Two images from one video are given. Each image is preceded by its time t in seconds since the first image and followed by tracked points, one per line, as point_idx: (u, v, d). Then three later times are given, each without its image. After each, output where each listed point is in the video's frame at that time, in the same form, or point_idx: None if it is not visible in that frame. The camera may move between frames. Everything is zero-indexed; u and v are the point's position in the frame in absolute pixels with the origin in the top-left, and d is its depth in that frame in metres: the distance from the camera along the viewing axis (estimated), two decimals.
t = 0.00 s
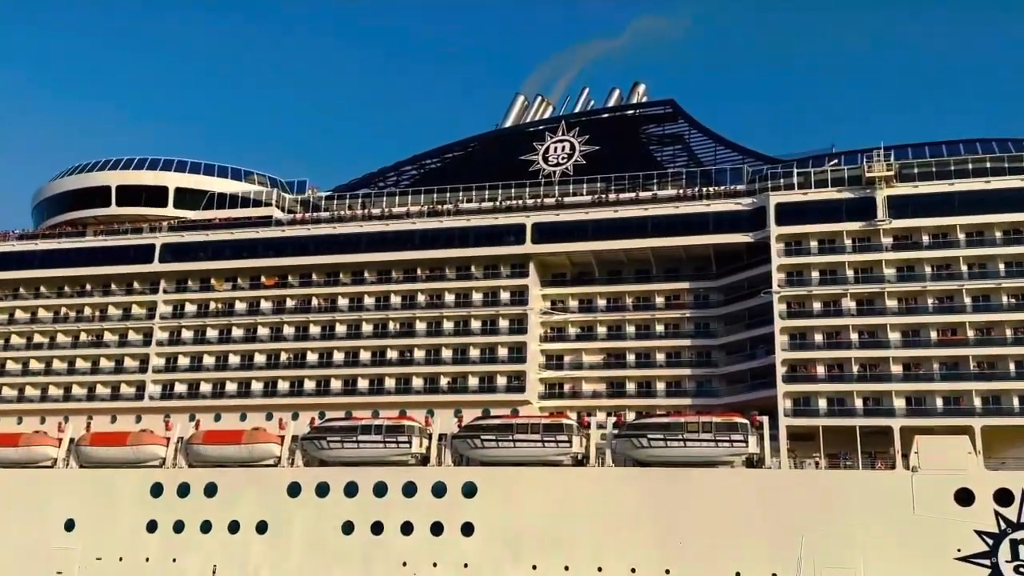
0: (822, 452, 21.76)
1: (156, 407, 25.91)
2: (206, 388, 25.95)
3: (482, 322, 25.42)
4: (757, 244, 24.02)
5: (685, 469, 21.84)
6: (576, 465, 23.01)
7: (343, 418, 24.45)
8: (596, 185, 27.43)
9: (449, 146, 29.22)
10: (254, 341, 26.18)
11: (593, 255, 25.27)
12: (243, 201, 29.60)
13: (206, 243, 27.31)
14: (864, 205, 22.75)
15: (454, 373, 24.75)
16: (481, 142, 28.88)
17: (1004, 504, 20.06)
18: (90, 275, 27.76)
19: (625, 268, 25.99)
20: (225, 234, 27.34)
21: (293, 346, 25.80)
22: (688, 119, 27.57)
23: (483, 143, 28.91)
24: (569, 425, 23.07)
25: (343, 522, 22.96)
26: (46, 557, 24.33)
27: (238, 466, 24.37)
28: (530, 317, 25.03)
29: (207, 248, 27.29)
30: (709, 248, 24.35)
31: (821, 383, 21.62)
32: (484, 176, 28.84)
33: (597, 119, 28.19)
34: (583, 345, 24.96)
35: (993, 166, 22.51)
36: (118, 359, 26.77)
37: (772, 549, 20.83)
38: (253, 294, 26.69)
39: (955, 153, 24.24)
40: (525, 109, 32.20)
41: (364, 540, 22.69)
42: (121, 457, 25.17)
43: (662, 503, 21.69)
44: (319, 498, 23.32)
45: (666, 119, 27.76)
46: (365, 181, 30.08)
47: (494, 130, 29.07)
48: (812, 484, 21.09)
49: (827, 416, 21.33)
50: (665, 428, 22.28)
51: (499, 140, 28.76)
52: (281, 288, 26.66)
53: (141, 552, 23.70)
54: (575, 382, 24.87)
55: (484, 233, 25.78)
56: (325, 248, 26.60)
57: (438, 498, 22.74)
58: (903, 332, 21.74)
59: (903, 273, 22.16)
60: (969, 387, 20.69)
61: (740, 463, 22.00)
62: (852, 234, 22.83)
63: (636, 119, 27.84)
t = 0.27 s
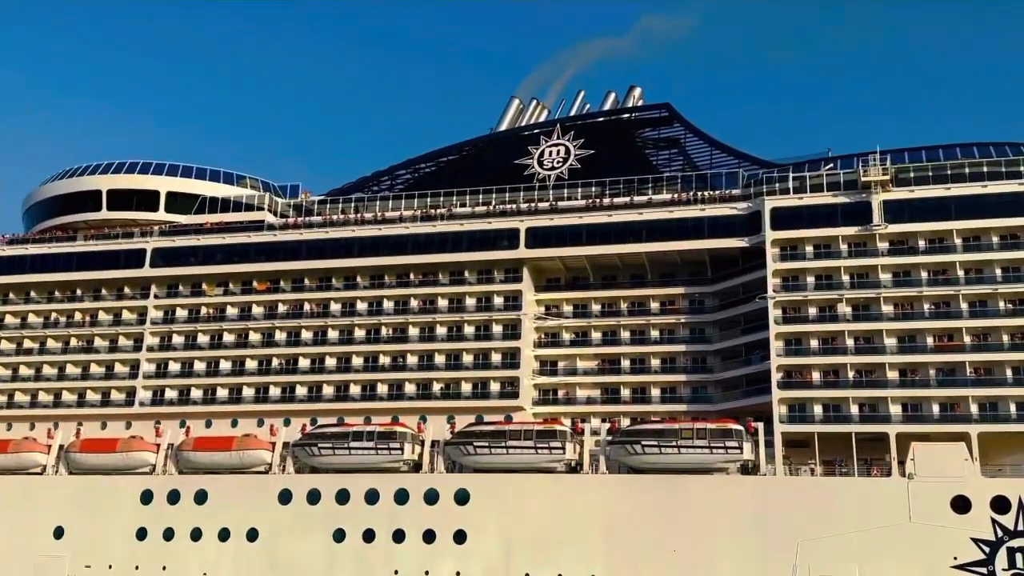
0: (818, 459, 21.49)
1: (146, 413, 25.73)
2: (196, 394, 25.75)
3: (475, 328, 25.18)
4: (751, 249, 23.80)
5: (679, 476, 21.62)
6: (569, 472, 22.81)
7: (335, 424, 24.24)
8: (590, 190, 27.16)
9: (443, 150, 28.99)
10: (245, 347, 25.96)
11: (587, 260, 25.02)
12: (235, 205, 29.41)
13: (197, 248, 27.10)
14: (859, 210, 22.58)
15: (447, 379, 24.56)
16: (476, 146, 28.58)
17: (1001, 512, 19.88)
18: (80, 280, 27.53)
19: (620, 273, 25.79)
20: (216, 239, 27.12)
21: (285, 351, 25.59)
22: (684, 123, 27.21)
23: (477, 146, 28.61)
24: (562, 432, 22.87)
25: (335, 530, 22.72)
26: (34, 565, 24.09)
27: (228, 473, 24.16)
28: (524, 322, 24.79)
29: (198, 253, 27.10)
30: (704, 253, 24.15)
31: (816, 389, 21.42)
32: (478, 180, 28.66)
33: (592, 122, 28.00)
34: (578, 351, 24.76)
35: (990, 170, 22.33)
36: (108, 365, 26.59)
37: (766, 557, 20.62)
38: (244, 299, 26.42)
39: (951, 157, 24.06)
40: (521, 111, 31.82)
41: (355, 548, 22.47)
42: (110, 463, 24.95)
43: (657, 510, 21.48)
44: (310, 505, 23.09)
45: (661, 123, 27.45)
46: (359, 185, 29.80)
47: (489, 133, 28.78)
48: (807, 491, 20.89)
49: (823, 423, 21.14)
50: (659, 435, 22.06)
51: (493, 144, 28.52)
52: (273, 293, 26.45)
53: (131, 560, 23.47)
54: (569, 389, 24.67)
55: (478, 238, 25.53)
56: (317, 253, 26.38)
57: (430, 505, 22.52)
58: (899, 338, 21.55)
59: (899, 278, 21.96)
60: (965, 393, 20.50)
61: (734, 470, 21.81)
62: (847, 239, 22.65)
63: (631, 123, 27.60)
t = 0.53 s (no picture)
0: (812, 462, 21.44)
1: (141, 416, 25.69)
2: (191, 397, 25.71)
3: (470, 330, 25.13)
4: (746, 251, 23.77)
5: (673, 479, 21.58)
6: (564, 475, 22.75)
7: (330, 427, 24.19)
8: (586, 192, 27.28)
9: (438, 152, 28.89)
10: (240, 349, 25.91)
11: (583, 262, 24.97)
12: (230, 207, 29.36)
13: (192, 250, 27.06)
14: (854, 212, 22.54)
15: (441, 382, 24.51)
16: (472, 147, 28.46)
17: (996, 515, 19.83)
18: (75, 282, 27.49)
19: (615, 275, 25.71)
20: (210, 241, 27.09)
21: (279, 354, 25.54)
22: (680, 126, 27.18)
23: (473, 148, 28.48)
24: (557, 434, 22.79)
25: (329, 532, 22.69)
26: (28, 568, 24.06)
27: (222, 476, 24.11)
28: (519, 324, 24.74)
29: (193, 255, 27.06)
30: (699, 254, 24.12)
31: (811, 392, 21.36)
32: (474, 182, 28.62)
33: (588, 125, 27.93)
34: (573, 353, 24.69)
35: (985, 172, 22.29)
36: (102, 368, 26.55)
37: (761, 560, 20.58)
38: (239, 302, 26.42)
39: (947, 159, 24.02)
40: (517, 113, 31.68)
41: (349, 551, 22.43)
42: (104, 466, 24.91)
43: (651, 513, 21.43)
44: (304, 508, 23.05)
45: (657, 125, 27.40)
46: (355, 186, 29.76)
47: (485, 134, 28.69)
48: (802, 493, 20.84)
49: (817, 425, 21.09)
50: (654, 437, 22.02)
51: (490, 146, 28.42)
52: (268, 296, 26.41)
53: (125, 562, 23.43)
54: (564, 391, 24.64)
55: (473, 240, 25.50)
56: (312, 255, 26.32)
57: (425, 508, 22.49)
58: (894, 340, 21.51)
59: (894, 281, 21.92)
60: (960, 396, 20.46)
61: (729, 472, 21.73)
62: (842, 240, 22.57)
63: (627, 125, 27.55)
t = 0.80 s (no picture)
0: (807, 462, 21.42)
1: (136, 416, 25.67)
2: (186, 397, 25.69)
3: (465, 330, 25.11)
4: (742, 251, 23.74)
5: (668, 480, 21.56)
6: (559, 475, 22.73)
7: (325, 427, 24.17)
8: (581, 192, 27.26)
9: (435, 152, 28.89)
10: (235, 349, 25.90)
11: (578, 262, 24.94)
12: (226, 207, 29.34)
13: (187, 250, 27.06)
14: (850, 212, 22.52)
15: (437, 382, 24.48)
16: (468, 147, 28.44)
17: (990, 515, 19.81)
18: (71, 282, 27.48)
19: (611, 275, 25.66)
20: (206, 241, 27.08)
21: (275, 354, 25.52)
22: (676, 125, 27.18)
23: (469, 148, 28.52)
24: (552, 434, 22.76)
25: (324, 533, 22.68)
26: (24, 568, 24.05)
27: (217, 476, 24.10)
28: (514, 325, 24.72)
29: (188, 256, 27.06)
30: (694, 254, 24.09)
31: (806, 392, 21.33)
32: (470, 182, 28.60)
33: (585, 124, 27.92)
34: (568, 353, 24.67)
35: (981, 172, 22.25)
36: (98, 368, 26.53)
37: (755, 561, 20.57)
38: (235, 302, 26.40)
39: (943, 159, 23.97)
40: (513, 114, 31.64)
41: (344, 552, 22.42)
42: (99, 466, 24.90)
43: (646, 514, 21.41)
44: (299, 508, 23.03)
45: (654, 125, 27.40)
46: (351, 186, 29.74)
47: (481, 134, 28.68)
48: (797, 494, 20.82)
49: (812, 426, 21.06)
50: (649, 437, 21.99)
51: (486, 145, 28.39)
52: (263, 296, 26.40)
53: (120, 563, 23.43)
54: (559, 391, 24.62)
55: (468, 240, 25.48)
56: (307, 255, 26.30)
57: (419, 509, 22.47)
58: (889, 340, 21.48)
59: (889, 281, 21.90)
60: (955, 396, 20.42)
61: (724, 472, 21.73)
62: (837, 240, 22.54)
63: (623, 125, 27.48)
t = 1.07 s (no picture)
0: (800, 460, 21.46)
1: (132, 414, 25.70)
2: (182, 395, 25.73)
3: (461, 328, 25.14)
4: (736, 249, 23.75)
5: (662, 477, 21.58)
6: (553, 473, 22.76)
7: (320, 425, 24.21)
8: (576, 190, 27.12)
9: (431, 150, 28.94)
10: (231, 347, 25.93)
11: (573, 260, 24.98)
12: (222, 205, 29.36)
13: (183, 248, 27.08)
14: (844, 210, 22.51)
15: (432, 380, 24.51)
16: (464, 145, 28.56)
17: (983, 513, 19.83)
18: (67, 280, 27.51)
19: (606, 274, 25.73)
20: (201, 239, 27.10)
21: (270, 352, 25.58)
22: (672, 123, 27.26)
23: (465, 146, 28.61)
24: (546, 432, 22.81)
25: (319, 530, 22.71)
26: (20, 566, 24.09)
27: (212, 474, 24.14)
28: (509, 322, 24.74)
29: (184, 254, 27.07)
30: (689, 252, 24.10)
31: (800, 390, 21.34)
32: (465, 180, 28.56)
33: (581, 122, 27.97)
34: (563, 351, 24.71)
35: (975, 170, 22.24)
36: (94, 366, 26.58)
37: (749, 558, 20.59)
38: (230, 300, 26.42)
39: (938, 157, 23.98)
40: (510, 111, 31.54)
41: (339, 549, 22.46)
42: (95, 464, 24.94)
43: (640, 511, 21.44)
44: (294, 505, 23.07)
45: (650, 123, 27.49)
46: (347, 184, 29.71)
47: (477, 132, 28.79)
48: (791, 491, 20.84)
49: (806, 424, 21.06)
50: (643, 435, 22.02)
51: (482, 143, 28.49)
52: (259, 294, 26.43)
53: (115, 560, 23.47)
54: (554, 389, 24.63)
55: (463, 238, 25.49)
56: (303, 254, 26.33)
57: (414, 506, 22.50)
58: (883, 338, 21.50)
59: (883, 279, 21.90)
60: (948, 394, 20.45)
61: (717, 470, 21.75)
62: (831, 239, 22.57)
63: (620, 123, 27.57)
